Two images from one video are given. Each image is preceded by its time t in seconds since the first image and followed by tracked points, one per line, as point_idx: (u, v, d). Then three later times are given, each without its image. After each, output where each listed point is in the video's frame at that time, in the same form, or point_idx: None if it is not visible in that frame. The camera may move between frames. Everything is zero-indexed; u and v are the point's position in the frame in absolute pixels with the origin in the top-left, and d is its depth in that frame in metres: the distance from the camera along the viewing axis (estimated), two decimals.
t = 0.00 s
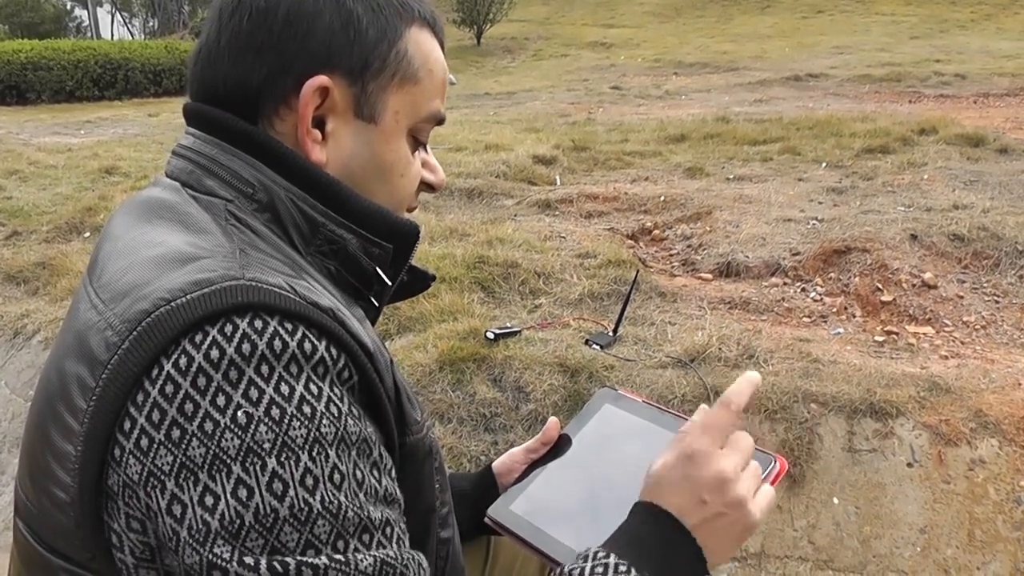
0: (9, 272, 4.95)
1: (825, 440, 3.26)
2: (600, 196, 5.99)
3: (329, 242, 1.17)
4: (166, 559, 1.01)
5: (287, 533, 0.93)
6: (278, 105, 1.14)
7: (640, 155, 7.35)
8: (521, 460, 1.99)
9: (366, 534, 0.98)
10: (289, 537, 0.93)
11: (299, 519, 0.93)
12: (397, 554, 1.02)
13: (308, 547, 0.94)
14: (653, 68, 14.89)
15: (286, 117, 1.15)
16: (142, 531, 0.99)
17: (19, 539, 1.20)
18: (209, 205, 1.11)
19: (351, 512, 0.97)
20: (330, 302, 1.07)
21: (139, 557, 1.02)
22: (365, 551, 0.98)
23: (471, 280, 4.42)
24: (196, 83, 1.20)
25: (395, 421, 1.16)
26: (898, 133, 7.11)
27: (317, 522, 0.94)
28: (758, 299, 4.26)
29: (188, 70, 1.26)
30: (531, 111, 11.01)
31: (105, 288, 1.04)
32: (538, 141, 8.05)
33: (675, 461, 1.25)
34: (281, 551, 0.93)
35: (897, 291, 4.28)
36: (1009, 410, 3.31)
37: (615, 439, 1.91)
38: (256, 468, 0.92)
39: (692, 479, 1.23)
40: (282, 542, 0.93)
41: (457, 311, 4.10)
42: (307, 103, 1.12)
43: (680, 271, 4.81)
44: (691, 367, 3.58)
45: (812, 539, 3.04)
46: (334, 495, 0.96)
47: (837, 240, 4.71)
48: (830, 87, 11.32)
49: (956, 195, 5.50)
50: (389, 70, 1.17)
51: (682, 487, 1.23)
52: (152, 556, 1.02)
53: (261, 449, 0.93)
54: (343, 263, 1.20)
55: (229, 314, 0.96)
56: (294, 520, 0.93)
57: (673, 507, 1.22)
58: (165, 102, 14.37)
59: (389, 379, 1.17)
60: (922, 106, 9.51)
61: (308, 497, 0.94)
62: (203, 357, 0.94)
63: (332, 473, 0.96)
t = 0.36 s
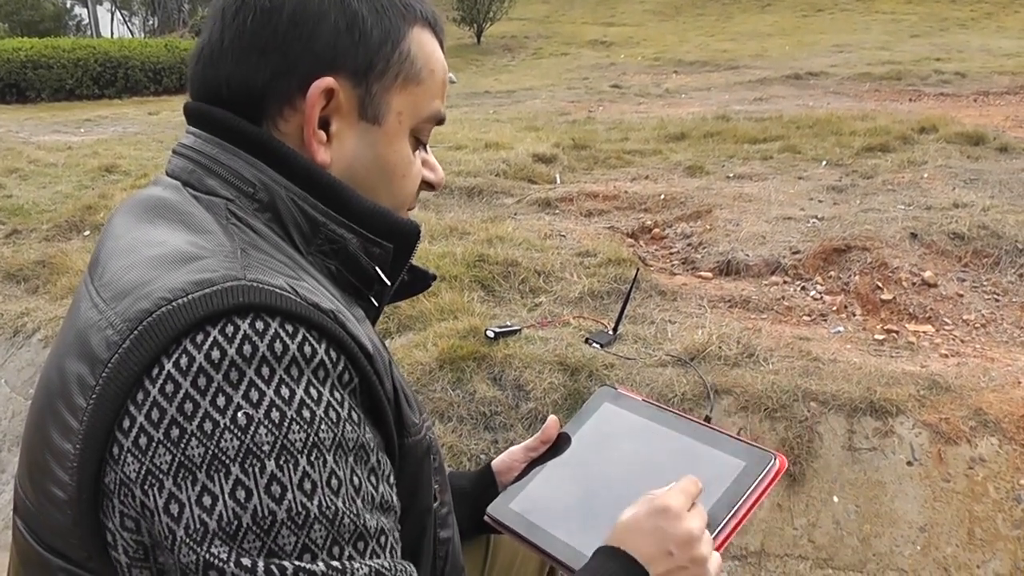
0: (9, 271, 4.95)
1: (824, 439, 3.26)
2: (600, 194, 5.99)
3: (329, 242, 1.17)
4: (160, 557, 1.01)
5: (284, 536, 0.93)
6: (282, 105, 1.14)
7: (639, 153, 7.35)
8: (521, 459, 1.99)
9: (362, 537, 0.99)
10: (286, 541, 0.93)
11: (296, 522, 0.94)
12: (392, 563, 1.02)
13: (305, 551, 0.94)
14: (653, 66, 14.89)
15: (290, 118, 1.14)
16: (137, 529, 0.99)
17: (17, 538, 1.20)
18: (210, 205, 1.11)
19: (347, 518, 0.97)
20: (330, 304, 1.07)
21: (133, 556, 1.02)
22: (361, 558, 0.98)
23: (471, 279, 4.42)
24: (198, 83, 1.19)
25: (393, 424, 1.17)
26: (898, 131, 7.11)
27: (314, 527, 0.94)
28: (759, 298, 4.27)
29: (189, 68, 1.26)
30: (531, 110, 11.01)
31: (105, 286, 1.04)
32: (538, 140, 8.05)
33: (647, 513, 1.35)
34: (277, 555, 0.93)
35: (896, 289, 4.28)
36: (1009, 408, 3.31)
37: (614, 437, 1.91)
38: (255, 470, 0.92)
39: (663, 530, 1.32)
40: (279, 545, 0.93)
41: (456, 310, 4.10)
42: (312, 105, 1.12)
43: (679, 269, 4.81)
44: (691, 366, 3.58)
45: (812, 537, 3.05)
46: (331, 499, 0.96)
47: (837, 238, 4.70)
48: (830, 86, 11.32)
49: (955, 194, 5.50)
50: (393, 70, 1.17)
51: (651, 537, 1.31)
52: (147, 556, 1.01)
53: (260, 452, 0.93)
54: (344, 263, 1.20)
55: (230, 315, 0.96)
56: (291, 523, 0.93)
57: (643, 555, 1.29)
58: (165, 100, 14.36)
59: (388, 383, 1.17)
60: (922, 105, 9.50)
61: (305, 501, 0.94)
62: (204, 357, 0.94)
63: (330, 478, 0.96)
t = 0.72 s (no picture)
0: (9, 269, 4.95)
1: (824, 437, 3.26)
2: (600, 193, 5.99)
3: (330, 240, 1.18)
4: (160, 556, 1.01)
5: (284, 535, 0.94)
6: (281, 104, 1.14)
7: (639, 152, 7.35)
8: (520, 456, 1.99)
9: (361, 536, 0.99)
10: (285, 539, 0.94)
11: (295, 521, 0.94)
12: (391, 562, 1.03)
13: (304, 549, 0.95)
14: (653, 65, 14.88)
15: (290, 117, 1.15)
16: (136, 528, 0.99)
17: (17, 536, 1.20)
18: (210, 204, 1.11)
19: (346, 517, 0.97)
20: (330, 303, 1.08)
21: (132, 555, 1.02)
22: (360, 556, 0.99)
23: (471, 278, 4.42)
24: (197, 81, 1.19)
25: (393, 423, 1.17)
26: (898, 130, 7.11)
27: (314, 525, 0.95)
28: (759, 296, 4.27)
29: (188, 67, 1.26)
30: (531, 108, 11.01)
31: (105, 285, 1.05)
32: (538, 138, 8.05)
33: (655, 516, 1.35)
34: (277, 554, 0.94)
35: (896, 287, 4.28)
36: (1009, 406, 3.31)
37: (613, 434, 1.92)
38: (254, 469, 0.93)
39: (669, 533, 1.32)
40: (278, 544, 0.94)
41: (456, 309, 4.10)
42: (315, 104, 1.13)
43: (680, 268, 4.81)
44: (692, 365, 3.58)
45: (812, 536, 3.05)
46: (330, 498, 0.96)
47: (837, 236, 4.71)
48: (830, 84, 11.31)
49: (955, 192, 5.50)
50: (391, 68, 1.17)
51: (656, 540, 1.32)
52: (146, 554, 1.01)
53: (259, 450, 0.93)
54: (344, 261, 1.20)
55: (230, 313, 0.96)
56: (291, 521, 0.94)
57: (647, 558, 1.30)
58: (165, 99, 14.36)
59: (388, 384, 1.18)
60: (923, 104, 9.49)
61: (304, 500, 0.94)
62: (204, 355, 0.94)
63: (329, 476, 0.97)
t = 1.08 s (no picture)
0: (8, 268, 4.94)
1: (824, 435, 3.26)
2: (599, 191, 5.99)
3: (325, 237, 1.18)
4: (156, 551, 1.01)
5: (278, 526, 0.94)
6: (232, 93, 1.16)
7: (639, 150, 7.35)
8: (520, 454, 1.97)
9: (355, 527, 0.99)
10: (279, 530, 0.94)
11: (289, 512, 0.94)
12: (387, 551, 1.02)
13: (298, 540, 0.95)
14: (652, 63, 14.88)
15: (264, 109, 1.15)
16: (133, 522, 1.00)
17: (14, 530, 1.21)
18: (207, 200, 1.10)
19: (340, 507, 0.97)
20: (323, 298, 1.08)
21: (129, 548, 1.02)
22: (355, 545, 0.98)
23: (471, 276, 4.42)
24: (191, 79, 1.20)
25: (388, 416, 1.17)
26: (897, 128, 7.11)
27: (308, 516, 0.95)
28: (758, 294, 4.27)
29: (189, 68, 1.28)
30: (531, 107, 11.01)
31: (100, 281, 1.05)
32: (537, 136, 8.05)
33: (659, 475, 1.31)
34: (271, 544, 0.94)
35: (896, 286, 4.28)
36: (1008, 404, 3.31)
37: (613, 431, 1.92)
38: (247, 460, 0.92)
39: (673, 491, 1.29)
40: (272, 535, 0.94)
41: (456, 307, 4.10)
42: (244, 82, 1.14)
43: (679, 267, 4.81)
44: (691, 363, 3.58)
45: (811, 534, 3.05)
46: (324, 488, 0.96)
47: (836, 234, 4.71)
48: (829, 83, 11.32)
49: (955, 190, 5.50)
50: (332, 39, 1.13)
51: (661, 499, 1.28)
52: (142, 548, 1.01)
53: (253, 441, 0.93)
54: (339, 257, 1.20)
55: (223, 308, 0.96)
56: (284, 512, 0.93)
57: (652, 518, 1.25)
58: (164, 97, 14.34)
59: (384, 379, 1.18)
60: (922, 102, 9.50)
61: (298, 491, 0.94)
62: (196, 348, 0.94)
63: (324, 467, 0.96)
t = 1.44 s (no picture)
0: (7, 267, 4.94)
1: (823, 433, 3.26)
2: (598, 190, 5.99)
3: (306, 226, 1.14)
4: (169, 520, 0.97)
5: (261, 439, 0.87)
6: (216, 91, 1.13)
7: (638, 149, 7.35)
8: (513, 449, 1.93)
9: (341, 416, 0.91)
10: (263, 442, 0.87)
11: (267, 422, 0.87)
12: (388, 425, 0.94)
13: (285, 444, 0.87)
14: (651, 61, 14.87)
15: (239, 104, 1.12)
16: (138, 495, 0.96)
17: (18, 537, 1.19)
18: (186, 191, 1.08)
19: (322, 399, 0.90)
20: (303, 259, 1.04)
21: (144, 521, 0.99)
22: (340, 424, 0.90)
23: (470, 275, 4.42)
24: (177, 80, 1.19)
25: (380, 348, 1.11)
26: (897, 126, 7.11)
27: (287, 416, 0.88)
28: (757, 293, 4.27)
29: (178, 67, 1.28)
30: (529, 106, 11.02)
31: (85, 272, 1.03)
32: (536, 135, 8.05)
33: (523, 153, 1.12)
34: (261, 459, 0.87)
35: (895, 284, 4.29)
36: (1007, 402, 3.32)
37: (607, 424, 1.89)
38: (225, 391, 0.88)
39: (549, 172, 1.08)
40: (259, 450, 0.87)
41: (455, 306, 4.10)
42: (221, 79, 1.10)
43: (679, 265, 4.81)
44: (690, 362, 3.58)
45: (811, 532, 3.06)
46: (300, 391, 0.89)
47: (835, 233, 4.71)
48: (828, 81, 11.32)
49: (954, 189, 5.50)
50: (307, 33, 1.09)
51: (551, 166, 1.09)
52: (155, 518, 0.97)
53: (229, 373, 0.88)
54: (321, 246, 1.17)
55: (194, 273, 0.92)
56: (263, 424, 0.87)
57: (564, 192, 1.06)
58: (163, 96, 14.33)
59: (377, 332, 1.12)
60: (921, 100, 9.50)
61: (272, 400, 0.87)
62: (165, 310, 0.90)
63: (296, 374, 0.90)
